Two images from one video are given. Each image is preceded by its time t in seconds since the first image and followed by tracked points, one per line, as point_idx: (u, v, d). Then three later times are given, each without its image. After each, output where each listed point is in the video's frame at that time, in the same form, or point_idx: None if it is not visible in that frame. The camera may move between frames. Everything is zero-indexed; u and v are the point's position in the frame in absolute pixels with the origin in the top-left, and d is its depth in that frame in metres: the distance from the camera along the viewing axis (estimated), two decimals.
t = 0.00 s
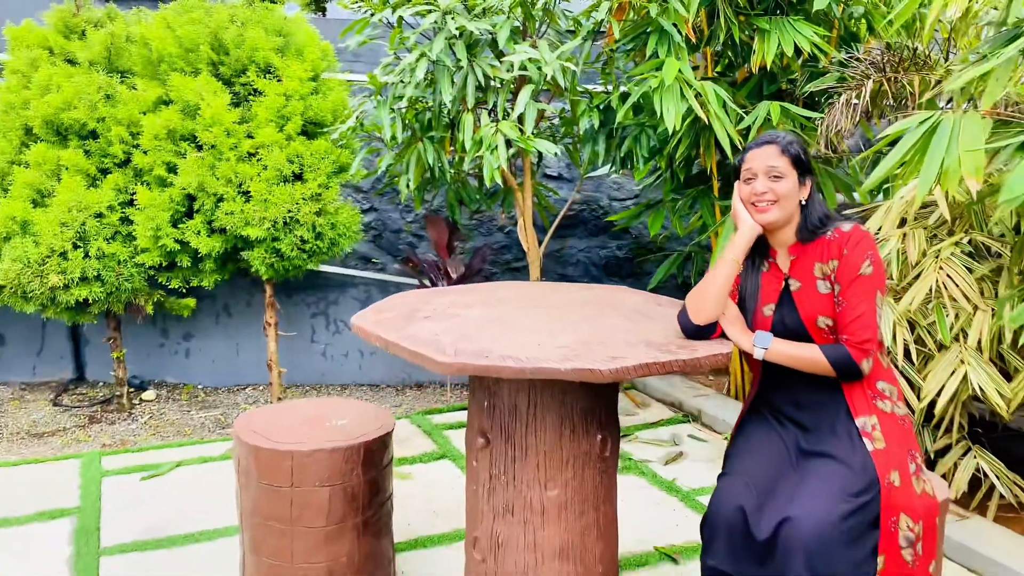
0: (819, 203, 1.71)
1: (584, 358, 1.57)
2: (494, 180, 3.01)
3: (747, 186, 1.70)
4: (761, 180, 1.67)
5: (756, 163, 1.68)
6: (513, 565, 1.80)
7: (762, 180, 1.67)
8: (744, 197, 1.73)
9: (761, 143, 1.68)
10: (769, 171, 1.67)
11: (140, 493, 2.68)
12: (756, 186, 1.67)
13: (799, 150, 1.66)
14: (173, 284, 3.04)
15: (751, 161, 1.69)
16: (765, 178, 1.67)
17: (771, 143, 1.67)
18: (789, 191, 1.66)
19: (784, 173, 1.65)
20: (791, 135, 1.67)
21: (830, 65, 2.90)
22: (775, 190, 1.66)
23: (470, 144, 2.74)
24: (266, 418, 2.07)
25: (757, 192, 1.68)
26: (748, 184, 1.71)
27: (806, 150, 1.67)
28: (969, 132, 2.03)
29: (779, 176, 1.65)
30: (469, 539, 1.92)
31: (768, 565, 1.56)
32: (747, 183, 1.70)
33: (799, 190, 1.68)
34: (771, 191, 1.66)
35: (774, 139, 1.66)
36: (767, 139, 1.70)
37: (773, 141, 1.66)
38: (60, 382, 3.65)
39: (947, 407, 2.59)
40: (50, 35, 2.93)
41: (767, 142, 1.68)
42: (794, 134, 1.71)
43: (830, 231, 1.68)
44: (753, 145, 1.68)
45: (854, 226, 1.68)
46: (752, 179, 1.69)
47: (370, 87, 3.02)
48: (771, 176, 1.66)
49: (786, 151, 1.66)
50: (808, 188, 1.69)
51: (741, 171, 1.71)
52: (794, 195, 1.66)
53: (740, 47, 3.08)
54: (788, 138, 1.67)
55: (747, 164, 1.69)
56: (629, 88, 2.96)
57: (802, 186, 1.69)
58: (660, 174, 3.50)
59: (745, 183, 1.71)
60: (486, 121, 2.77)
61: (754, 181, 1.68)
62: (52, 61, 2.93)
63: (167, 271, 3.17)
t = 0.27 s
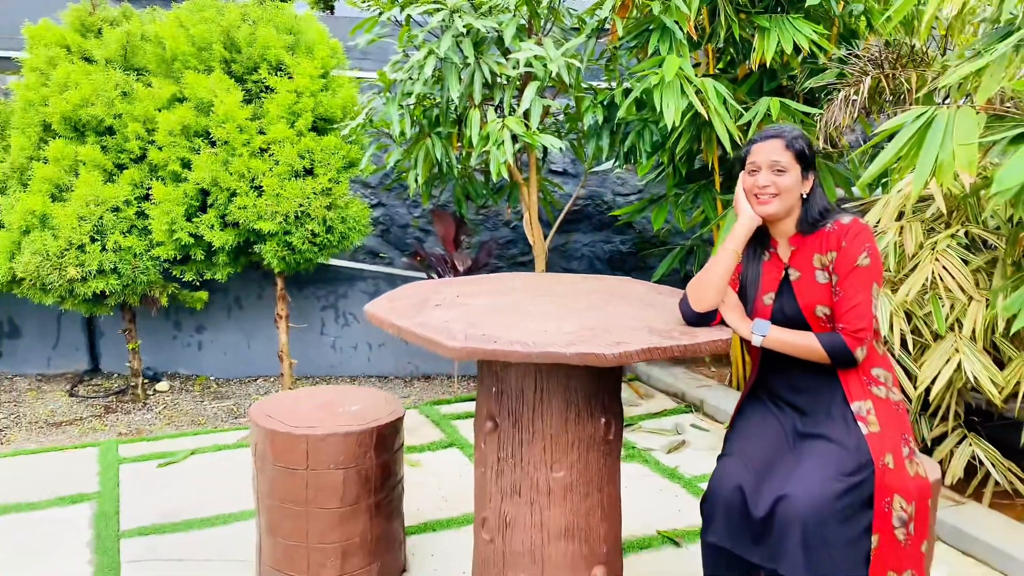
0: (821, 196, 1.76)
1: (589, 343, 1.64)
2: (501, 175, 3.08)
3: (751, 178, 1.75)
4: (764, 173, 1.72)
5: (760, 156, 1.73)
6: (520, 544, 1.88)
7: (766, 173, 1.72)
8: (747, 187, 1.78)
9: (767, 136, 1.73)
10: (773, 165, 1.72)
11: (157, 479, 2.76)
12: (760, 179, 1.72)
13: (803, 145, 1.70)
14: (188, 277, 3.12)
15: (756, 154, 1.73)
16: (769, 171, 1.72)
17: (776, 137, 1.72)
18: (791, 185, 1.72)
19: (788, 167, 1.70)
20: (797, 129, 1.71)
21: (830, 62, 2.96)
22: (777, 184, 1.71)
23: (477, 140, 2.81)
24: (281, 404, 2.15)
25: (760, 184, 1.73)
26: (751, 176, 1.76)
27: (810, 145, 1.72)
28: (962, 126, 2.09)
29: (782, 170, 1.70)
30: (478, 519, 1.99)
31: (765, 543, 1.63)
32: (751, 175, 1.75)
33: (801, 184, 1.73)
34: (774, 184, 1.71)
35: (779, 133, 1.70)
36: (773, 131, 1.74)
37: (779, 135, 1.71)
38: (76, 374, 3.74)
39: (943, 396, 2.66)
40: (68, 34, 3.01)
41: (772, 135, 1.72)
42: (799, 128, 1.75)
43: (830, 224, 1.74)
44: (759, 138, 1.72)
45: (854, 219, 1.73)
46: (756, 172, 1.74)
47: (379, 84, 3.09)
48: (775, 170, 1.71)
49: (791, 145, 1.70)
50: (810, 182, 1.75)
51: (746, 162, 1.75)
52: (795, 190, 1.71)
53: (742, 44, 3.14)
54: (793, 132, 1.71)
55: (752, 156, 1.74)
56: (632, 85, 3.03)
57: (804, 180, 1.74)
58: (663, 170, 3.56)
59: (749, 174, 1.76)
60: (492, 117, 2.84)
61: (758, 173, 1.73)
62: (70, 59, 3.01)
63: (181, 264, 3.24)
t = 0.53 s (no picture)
0: (825, 191, 1.82)
1: (594, 332, 1.70)
2: (506, 171, 3.14)
3: (757, 171, 1.82)
4: (771, 168, 1.79)
5: (768, 150, 1.79)
6: (527, 526, 1.94)
7: (771, 168, 1.79)
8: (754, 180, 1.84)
9: (776, 131, 1.79)
10: (779, 160, 1.78)
11: (171, 468, 2.83)
12: (765, 173, 1.79)
13: (810, 142, 1.76)
14: (199, 271, 3.18)
15: (764, 149, 1.80)
16: (775, 166, 1.78)
17: (784, 133, 1.78)
18: (795, 180, 1.78)
19: (793, 163, 1.76)
20: (805, 126, 1.77)
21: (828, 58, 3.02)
22: (781, 178, 1.77)
23: (482, 136, 2.87)
24: (294, 393, 2.21)
25: (765, 178, 1.79)
26: (758, 169, 1.82)
27: (817, 142, 1.78)
28: (957, 122, 2.15)
29: (788, 166, 1.77)
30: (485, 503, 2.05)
31: (763, 523, 1.69)
32: (759, 168, 1.81)
33: (806, 180, 1.79)
34: (779, 179, 1.78)
35: (787, 129, 1.77)
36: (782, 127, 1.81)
37: (787, 131, 1.77)
38: (89, 367, 3.80)
39: (939, 385, 2.72)
40: (81, 33, 3.07)
41: (781, 131, 1.78)
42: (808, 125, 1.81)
43: (831, 219, 1.80)
44: (768, 133, 1.79)
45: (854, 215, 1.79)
46: (763, 166, 1.80)
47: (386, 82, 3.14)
48: (780, 164, 1.78)
49: (798, 142, 1.76)
50: (814, 178, 1.81)
51: (753, 156, 1.82)
52: (799, 185, 1.77)
53: (742, 41, 3.19)
54: (801, 129, 1.77)
55: (760, 150, 1.80)
56: (634, 82, 3.09)
57: (809, 176, 1.80)
58: (664, 164, 3.62)
59: (756, 168, 1.83)
60: (497, 113, 2.90)
61: (764, 167, 1.80)
62: (83, 58, 3.07)
63: (192, 258, 3.31)
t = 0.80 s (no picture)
0: (829, 184, 1.87)
1: (600, 318, 1.76)
2: (511, 164, 3.21)
3: (766, 161, 1.86)
4: (779, 160, 1.83)
5: (778, 142, 1.83)
6: (534, 507, 2.01)
7: (780, 159, 1.83)
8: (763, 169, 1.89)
9: (788, 123, 1.82)
10: (789, 153, 1.82)
11: (185, 455, 2.90)
12: (774, 164, 1.83)
13: (821, 137, 1.80)
14: (210, 263, 3.25)
15: (774, 140, 1.84)
16: (784, 158, 1.82)
17: (796, 126, 1.81)
18: (802, 174, 1.82)
19: (801, 157, 1.80)
20: (817, 121, 1.81)
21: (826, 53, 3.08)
22: (789, 171, 1.82)
23: (488, 130, 2.93)
24: (307, 380, 2.27)
25: (774, 169, 1.84)
26: (767, 159, 1.87)
27: (827, 137, 1.82)
28: (950, 113, 2.21)
29: (796, 159, 1.81)
30: (494, 485, 2.12)
31: (763, 501, 1.75)
32: (769, 158, 1.86)
33: (813, 173, 1.84)
34: (786, 172, 1.83)
35: (799, 122, 1.80)
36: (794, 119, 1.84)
37: (798, 125, 1.81)
38: (101, 359, 3.87)
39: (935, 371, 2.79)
40: (94, 30, 3.13)
41: (792, 124, 1.82)
42: (819, 117, 1.85)
43: (833, 211, 1.85)
44: (780, 125, 1.82)
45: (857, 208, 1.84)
46: (773, 157, 1.84)
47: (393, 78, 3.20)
48: (789, 157, 1.82)
49: (808, 136, 1.80)
50: (821, 171, 1.85)
51: (764, 145, 1.86)
52: (805, 178, 1.82)
53: (743, 37, 3.25)
54: (813, 123, 1.81)
55: (770, 141, 1.84)
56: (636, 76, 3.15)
57: (816, 170, 1.84)
58: (665, 158, 3.69)
59: (766, 157, 1.87)
60: (502, 108, 2.96)
61: (774, 159, 1.84)
62: (95, 54, 3.13)
63: (203, 251, 3.37)
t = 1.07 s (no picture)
0: (833, 177, 1.91)
1: (603, 306, 1.82)
2: (515, 158, 3.26)
3: (774, 153, 1.89)
4: (787, 152, 1.87)
5: (787, 135, 1.86)
6: (540, 489, 2.08)
7: (788, 152, 1.86)
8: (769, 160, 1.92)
9: (799, 116, 1.86)
10: (797, 146, 1.85)
11: (198, 443, 2.97)
12: (782, 156, 1.86)
13: (830, 133, 1.84)
14: (220, 256, 3.31)
15: (783, 133, 1.87)
16: (791, 151, 1.86)
17: (806, 120, 1.85)
18: (809, 167, 1.86)
19: (809, 151, 1.84)
20: (827, 116, 1.84)
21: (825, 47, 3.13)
22: (796, 164, 1.85)
23: (492, 124, 2.99)
24: (320, 368, 2.34)
25: (781, 161, 1.87)
26: (775, 151, 1.90)
27: (836, 132, 1.85)
28: (945, 106, 2.27)
29: (804, 153, 1.85)
30: (501, 468, 2.18)
31: (762, 481, 1.82)
32: (777, 150, 1.89)
33: (819, 167, 1.88)
34: (792, 164, 1.86)
35: (810, 117, 1.84)
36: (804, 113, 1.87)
37: (809, 119, 1.84)
38: (112, 351, 3.94)
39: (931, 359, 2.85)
40: (106, 28, 3.20)
41: (803, 118, 1.85)
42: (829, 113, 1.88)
43: (835, 204, 1.89)
44: (791, 118, 1.86)
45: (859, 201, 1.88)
46: (781, 149, 1.88)
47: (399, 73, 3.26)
48: (797, 151, 1.85)
49: (817, 131, 1.84)
50: (826, 166, 1.89)
51: (774, 137, 1.89)
52: (812, 172, 1.86)
53: (743, 32, 3.31)
54: (823, 118, 1.84)
55: (779, 133, 1.87)
56: (638, 71, 3.20)
57: (822, 164, 1.88)
58: (667, 151, 3.75)
59: (774, 148, 1.90)
60: (506, 103, 3.02)
61: (782, 151, 1.87)
62: (108, 51, 3.20)
63: (213, 244, 3.44)
